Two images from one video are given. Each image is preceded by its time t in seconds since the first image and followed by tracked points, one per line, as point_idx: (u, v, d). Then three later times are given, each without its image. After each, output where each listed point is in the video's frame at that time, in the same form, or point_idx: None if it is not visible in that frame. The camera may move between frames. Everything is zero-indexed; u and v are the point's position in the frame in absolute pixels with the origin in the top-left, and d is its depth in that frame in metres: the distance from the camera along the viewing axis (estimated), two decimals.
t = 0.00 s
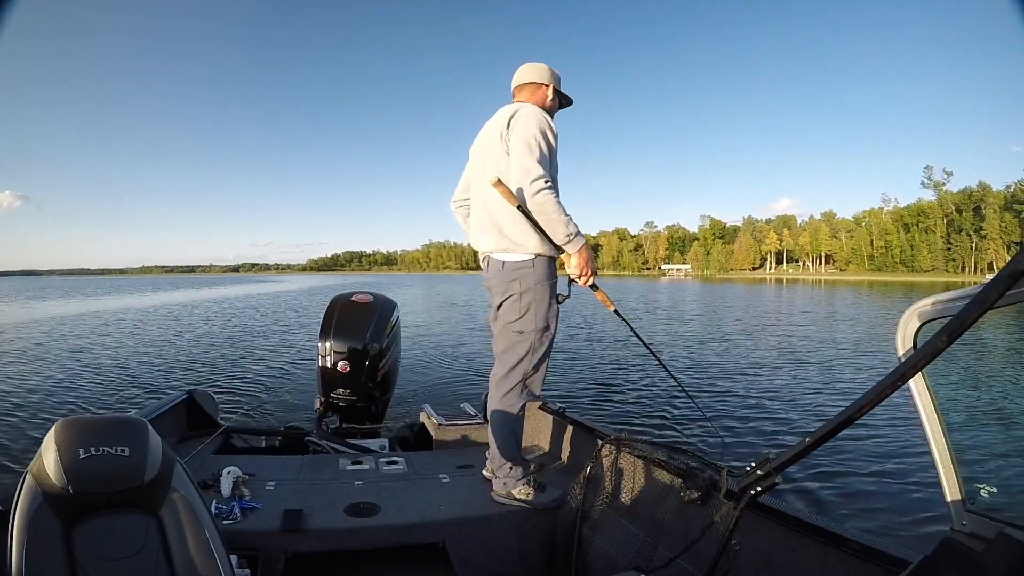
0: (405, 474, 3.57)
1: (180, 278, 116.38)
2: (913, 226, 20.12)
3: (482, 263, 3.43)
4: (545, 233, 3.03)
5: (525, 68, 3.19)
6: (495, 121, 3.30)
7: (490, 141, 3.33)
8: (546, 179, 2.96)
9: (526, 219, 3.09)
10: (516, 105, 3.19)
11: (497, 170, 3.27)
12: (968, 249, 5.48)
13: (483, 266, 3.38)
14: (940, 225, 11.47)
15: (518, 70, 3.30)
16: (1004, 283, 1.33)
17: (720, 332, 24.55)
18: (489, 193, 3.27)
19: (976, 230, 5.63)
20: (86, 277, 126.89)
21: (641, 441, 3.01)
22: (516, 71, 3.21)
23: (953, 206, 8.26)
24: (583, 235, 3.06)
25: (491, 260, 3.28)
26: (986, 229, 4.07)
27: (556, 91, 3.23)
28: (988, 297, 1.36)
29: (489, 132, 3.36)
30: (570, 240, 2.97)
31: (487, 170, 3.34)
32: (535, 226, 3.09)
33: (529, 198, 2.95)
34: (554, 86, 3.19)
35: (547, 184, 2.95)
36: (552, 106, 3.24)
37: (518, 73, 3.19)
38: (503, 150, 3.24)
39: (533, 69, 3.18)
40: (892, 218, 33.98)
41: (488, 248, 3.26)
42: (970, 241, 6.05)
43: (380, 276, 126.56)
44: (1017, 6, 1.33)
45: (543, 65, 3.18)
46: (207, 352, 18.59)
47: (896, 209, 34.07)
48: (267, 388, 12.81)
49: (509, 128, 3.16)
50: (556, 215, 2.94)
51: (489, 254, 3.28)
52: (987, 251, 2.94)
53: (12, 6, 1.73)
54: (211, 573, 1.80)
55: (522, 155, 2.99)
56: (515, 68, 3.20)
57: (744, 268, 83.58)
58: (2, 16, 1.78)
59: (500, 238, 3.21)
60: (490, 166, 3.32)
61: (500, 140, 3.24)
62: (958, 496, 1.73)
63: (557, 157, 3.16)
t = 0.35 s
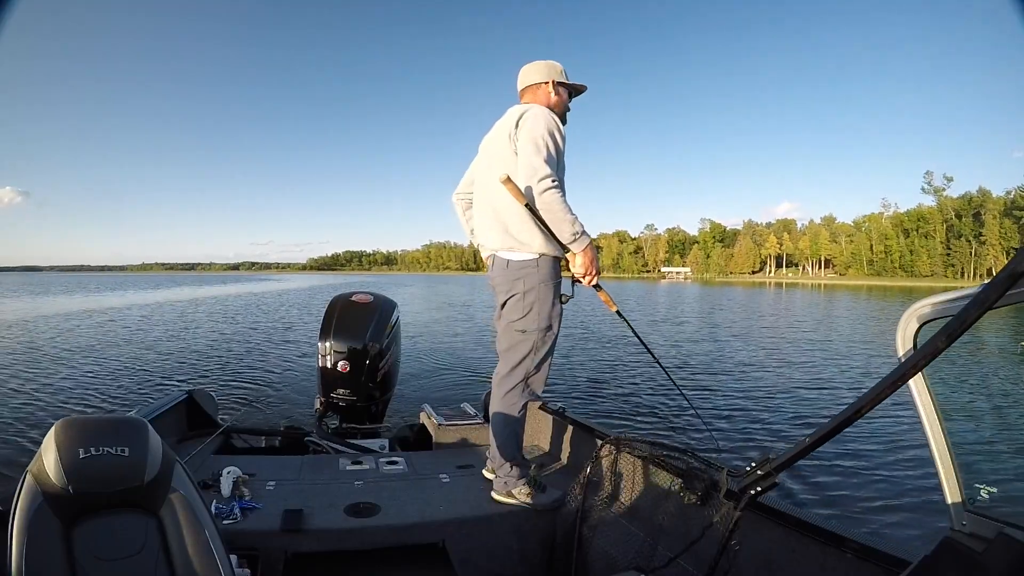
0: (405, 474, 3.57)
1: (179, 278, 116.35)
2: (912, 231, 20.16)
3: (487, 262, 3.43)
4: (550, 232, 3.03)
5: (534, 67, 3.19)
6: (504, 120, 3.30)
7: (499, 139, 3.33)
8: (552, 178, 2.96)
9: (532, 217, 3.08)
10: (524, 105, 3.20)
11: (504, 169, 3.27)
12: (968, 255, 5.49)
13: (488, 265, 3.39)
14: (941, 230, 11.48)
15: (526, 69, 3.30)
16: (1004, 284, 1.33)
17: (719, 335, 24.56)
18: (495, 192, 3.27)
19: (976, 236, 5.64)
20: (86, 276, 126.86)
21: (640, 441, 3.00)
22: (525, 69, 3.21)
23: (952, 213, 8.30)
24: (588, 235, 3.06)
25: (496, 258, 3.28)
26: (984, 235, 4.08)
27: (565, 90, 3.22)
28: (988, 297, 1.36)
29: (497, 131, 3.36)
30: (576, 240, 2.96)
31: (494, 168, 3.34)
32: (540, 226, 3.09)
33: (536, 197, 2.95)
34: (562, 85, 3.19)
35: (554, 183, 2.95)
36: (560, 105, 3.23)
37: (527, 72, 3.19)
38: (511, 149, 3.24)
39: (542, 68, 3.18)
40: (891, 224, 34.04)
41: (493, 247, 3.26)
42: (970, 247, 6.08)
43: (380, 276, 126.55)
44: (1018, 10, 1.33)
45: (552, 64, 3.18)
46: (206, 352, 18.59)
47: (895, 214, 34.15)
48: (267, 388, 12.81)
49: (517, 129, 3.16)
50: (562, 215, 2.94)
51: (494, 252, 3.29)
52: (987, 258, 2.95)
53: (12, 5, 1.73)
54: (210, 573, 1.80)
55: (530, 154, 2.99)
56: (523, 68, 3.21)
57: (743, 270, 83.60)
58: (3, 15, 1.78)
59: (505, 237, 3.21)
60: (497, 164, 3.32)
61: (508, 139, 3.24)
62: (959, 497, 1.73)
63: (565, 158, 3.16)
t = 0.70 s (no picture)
0: (405, 474, 3.57)
1: (178, 278, 116.27)
2: (910, 228, 20.19)
3: (485, 262, 3.44)
4: (547, 233, 3.03)
5: (530, 65, 3.18)
6: (500, 120, 3.30)
7: (496, 139, 3.33)
8: (549, 179, 2.96)
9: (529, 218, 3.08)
10: (521, 105, 3.20)
11: (501, 169, 3.27)
12: (966, 251, 5.49)
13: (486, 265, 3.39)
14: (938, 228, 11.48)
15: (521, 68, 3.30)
16: (1005, 283, 1.33)
17: (718, 333, 24.57)
18: (493, 192, 3.26)
19: (974, 232, 5.63)
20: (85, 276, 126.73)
21: (640, 441, 3.00)
22: (521, 68, 3.21)
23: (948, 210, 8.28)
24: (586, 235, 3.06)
25: (493, 258, 3.28)
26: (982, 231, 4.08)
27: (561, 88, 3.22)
28: (988, 298, 1.36)
29: (494, 130, 3.36)
30: (573, 240, 2.97)
31: (492, 168, 3.33)
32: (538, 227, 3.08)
33: (533, 198, 2.95)
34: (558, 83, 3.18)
35: (551, 184, 2.95)
36: (556, 103, 3.23)
37: (523, 70, 3.19)
38: (508, 148, 3.24)
39: (537, 67, 3.17)
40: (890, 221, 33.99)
41: (491, 247, 3.26)
42: (968, 243, 6.06)
43: (379, 276, 126.62)
44: (1018, 9, 1.33)
45: (549, 61, 3.17)
46: (206, 352, 18.57)
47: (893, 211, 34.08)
48: (267, 389, 12.80)
49: (514, 129, 3.16)
50: (559, 216, 2.94)
51: (492, 252, 3.29)
52: (985, 252, 2.92)
53: (11, 6, 1.72)
54: (210, 573, 1.80)
55: (526, 155, 2.99)
56: (519, 68, 3.21)
57: (743, 269, 83.59)
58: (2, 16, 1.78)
59: (502, 237, 3.21)
60: (495, 164, 3.32)
61: (505, 139, 3.24)
62: (958, 496, 1.74)
63: (562, 159, 3.17)
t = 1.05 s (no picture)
0: (404, 474, 3.57)
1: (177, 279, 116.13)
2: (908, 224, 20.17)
3: (482, 262, 3.44)
4: (544, 234, 3.03)
5: (523, 64, 3.18)
6: (494, 119, 3.30)
7: (490, 139, 3.33)
8: (545, 180, 2.96)
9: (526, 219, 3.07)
10: (515, 104, 3.20)
11: (496, 169, 3.27)
12: (964, 245, 5.49)
13: (483, 265, 3.39)
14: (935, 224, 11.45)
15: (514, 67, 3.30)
16: (1005, 282, 1.33)
17: (717, 330, 24.56)
18: (489, 192, 3.26)
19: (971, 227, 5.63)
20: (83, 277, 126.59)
21: (640, 442, 3.01)
22: (514, 66, 3.21)
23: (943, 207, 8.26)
24: (583, 235, 3.07)
25: (490, 258, 3.28)
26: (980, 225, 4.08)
27: (554, 86, 3.22)
28: (988, 297, 1.36)
29: (488, 129, 3.36)
30: (570, 241, 2.98)
31: (486, 168, 3.33)
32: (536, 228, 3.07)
33: (530, 199, 2.95)
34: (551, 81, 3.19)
35: (547, 185, 2.95)
36: (550, 101, 3.23)
37: (516, 69, 3.19)
38: (502, 148, 3.24)
39: (529, 65, 3.18)
40: (888, 215, 34.00)
41: (487, 247, 3.26)
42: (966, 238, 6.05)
43: (379, 276, 126.60)
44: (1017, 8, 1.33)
45: (541, 59, 3.17)
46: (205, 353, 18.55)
47: (890, 205, 34.02)
48: (266, 389, 12.79)
49: (509, 129, 3.15)
50: (556, 217, 2.94)
51: (488, 253, 3.28)
52: (982, 244, 2.91)
53: (9, 8, 1.72)
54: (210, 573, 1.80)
55: (522, 156, 2.99)
56: (511, 66, 3.21)
57: (742, 267, 83.62)
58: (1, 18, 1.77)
59: (498, 238, 3.21)
60: (490, 164, 3.31)
61: (499, 138, 3.24)
62: (959, 495, 1.73)
63: (557, 158, 3.17)
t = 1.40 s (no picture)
0: (404, 474, 3.57)
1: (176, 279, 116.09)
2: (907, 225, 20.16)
3: (482, 261, 3.45)
4: (546, 234, 3.02)
5: (524, 63, 3.18)
6: (494, 119, 3.30)
7: (490, 138, 3.33)
8: (548, 180, 2.96)
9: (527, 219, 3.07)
10: (516, 103, 3.19)
11: (497, 167, 3.26)
12: (962, 246, 5.50)
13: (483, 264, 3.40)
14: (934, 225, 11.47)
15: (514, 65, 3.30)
16: (1005, 281, 1.32)
17: (716, 331, 24.56)
18: (489, 192, 3.26)
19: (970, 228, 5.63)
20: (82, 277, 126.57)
21: (640, 442, 3.01)
22: (515, 65, 3.20)
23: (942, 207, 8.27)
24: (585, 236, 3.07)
25: (490, 258, 3.29)
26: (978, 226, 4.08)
27: (553, 85, 3.22)
28: (988, 298, 1.36)
29: (488, 128, 3.35)
30: (572, 242, 2.97)
31: (486, 167, 3.33)
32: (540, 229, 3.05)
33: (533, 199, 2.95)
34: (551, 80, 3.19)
35: (550, 186, 2.94)
36: (550, 100, 3.23)
37: (516, 68, 3.19)
38: (503, 147, 3.24)
39: (529, 65, 3.18)
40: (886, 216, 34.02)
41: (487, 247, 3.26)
42: (965, 239, 6.05)
43: (378, 276, 126.58)
44: (1017, 8, 1.32)
45: (541, 57, 3.17)
46: (205, 353, 18.55)
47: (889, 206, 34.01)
48: (265, 389, 12.78)
49: (510, 128, 3.15)
50: (558, 217, 2.94)
51: (489, 252, 3.28)
52: (982, 246, 2.91)
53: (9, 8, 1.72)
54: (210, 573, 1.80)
55: (525, 156, 2.98)
56: (511, 65, 3.21)
57: (741, 267, 83.65)
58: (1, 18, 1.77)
59: (498, 238, 3.21)
60: (490, 163, 3.31)
61: (500, 138, 3.24)
62: (959, 495, 1.73)
63: (559, 158, 3.16)
